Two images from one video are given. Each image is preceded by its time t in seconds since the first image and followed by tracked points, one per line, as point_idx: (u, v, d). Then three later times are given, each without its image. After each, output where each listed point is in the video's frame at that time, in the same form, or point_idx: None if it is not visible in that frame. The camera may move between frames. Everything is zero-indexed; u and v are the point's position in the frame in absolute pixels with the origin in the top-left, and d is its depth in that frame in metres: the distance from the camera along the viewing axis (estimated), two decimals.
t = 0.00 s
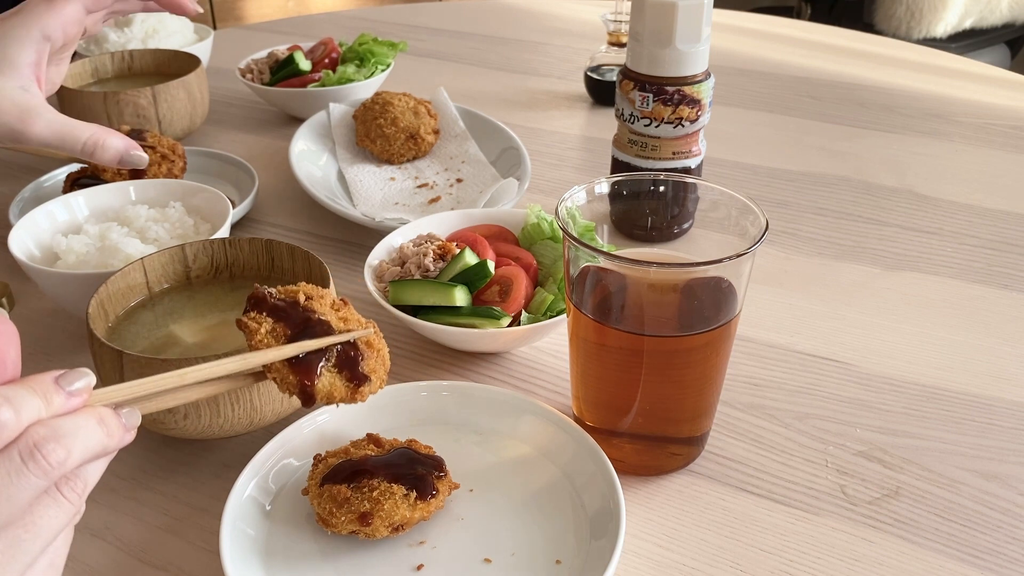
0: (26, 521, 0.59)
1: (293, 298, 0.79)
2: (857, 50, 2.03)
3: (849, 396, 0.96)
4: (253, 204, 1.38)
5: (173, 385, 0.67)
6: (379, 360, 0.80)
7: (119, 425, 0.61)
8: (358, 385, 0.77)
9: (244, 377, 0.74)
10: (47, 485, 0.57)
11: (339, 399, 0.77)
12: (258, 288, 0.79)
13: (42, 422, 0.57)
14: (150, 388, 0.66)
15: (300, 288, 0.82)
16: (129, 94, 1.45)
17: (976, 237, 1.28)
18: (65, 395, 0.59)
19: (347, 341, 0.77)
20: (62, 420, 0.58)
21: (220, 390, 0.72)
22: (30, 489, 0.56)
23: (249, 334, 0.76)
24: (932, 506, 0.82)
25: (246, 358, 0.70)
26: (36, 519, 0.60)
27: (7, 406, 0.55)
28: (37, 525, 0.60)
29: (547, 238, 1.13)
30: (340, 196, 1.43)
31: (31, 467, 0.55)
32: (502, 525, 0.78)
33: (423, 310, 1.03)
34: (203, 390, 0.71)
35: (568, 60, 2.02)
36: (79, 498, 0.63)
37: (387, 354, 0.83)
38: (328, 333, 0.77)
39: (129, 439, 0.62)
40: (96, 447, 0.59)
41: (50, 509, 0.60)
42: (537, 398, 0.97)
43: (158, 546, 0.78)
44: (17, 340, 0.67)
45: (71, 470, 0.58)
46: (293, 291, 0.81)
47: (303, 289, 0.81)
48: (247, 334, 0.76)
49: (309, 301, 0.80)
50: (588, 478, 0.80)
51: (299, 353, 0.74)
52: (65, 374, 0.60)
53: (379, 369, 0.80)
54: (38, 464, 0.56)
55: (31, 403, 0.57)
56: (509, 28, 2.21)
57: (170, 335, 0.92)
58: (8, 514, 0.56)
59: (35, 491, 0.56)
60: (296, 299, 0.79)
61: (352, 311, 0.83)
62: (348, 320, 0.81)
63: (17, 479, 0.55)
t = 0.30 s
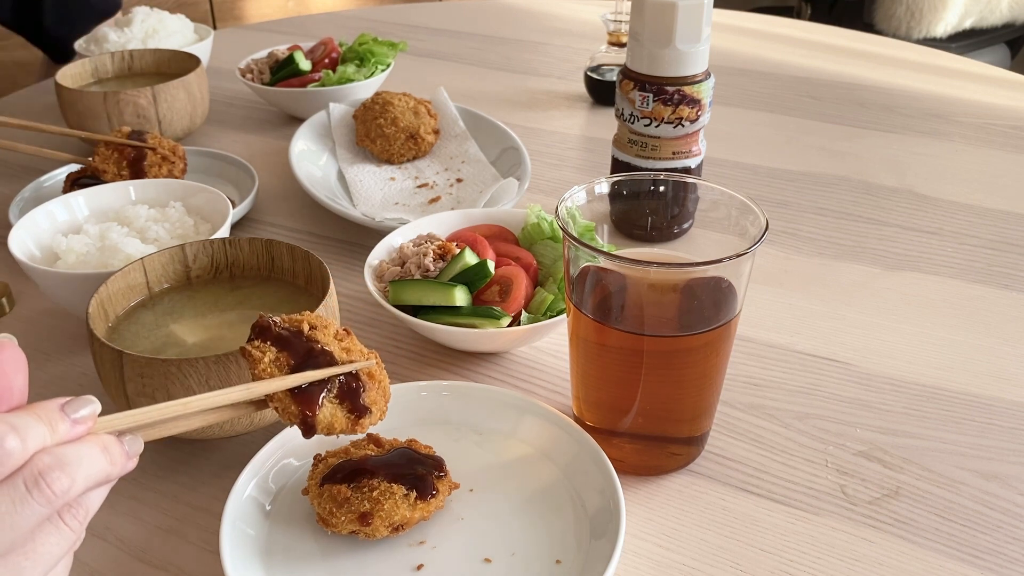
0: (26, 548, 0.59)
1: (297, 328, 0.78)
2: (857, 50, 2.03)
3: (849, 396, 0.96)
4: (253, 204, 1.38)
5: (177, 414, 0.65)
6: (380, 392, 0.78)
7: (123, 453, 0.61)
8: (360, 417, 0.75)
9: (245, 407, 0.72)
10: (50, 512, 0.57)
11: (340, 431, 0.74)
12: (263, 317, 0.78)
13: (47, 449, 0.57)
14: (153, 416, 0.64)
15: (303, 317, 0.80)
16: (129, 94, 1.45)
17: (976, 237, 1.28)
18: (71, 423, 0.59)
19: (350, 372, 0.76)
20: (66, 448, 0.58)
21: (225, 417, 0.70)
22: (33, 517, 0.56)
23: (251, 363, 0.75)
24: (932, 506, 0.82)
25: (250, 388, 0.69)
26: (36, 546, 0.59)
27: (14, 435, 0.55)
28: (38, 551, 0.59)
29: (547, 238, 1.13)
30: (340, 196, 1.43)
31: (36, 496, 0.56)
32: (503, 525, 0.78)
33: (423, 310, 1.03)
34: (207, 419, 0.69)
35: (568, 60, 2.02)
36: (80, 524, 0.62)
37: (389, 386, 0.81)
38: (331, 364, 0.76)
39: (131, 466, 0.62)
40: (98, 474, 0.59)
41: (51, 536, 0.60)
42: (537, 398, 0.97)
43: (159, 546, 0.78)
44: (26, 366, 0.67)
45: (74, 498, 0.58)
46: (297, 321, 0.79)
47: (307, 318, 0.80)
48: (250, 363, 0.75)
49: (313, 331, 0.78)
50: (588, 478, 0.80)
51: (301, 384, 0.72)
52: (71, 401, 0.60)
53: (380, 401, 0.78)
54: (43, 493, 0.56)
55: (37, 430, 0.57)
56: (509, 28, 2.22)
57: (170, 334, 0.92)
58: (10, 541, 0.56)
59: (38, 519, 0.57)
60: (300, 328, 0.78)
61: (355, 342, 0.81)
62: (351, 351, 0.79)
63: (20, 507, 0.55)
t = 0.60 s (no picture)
0: (17, 537, 0.58)
1: (302, 323, 0.78)
2: (857, 50, 2.03)
3: (849, 396, 0.96)
4: (253, 204, 1.38)
5: (175, 406, 0.66)
6: (388, 386, 0.78)
7: (118, 445, 0.61)
8: (365, 409, 0.75)
9: (249, 404, 0.73)
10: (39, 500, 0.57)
11: (346, 424, 0.75)
12: (268, 314, 0.78)
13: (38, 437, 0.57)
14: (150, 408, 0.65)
15: (310, 313, 0.80)
16: (128, 94, 1.45)
17: (976, 237, 1.28)
18: (63, 412, 0.59)
19: (355, 365, 0.75)
20: (56, 436, 0.58)
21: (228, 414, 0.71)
22: (21, 503, 0.56)
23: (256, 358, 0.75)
24: (932, 506, 0.82)
25: (250, 381, 0.69)
26: (28, 536, 0.59)
27: None
28: (29, 541, 0.59)
29: (547, 238, 1.13)
30: (340, 196, 1.43)
31: (21, 481, 0.55)
32: (502, 524, 0.78)
33: (423, 310, 1.03)
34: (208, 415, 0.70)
35: (568, 60, 2.02)
36: (74, 516, 0.62)
37: (398, 378, 0.80)
38: (336, 358, 0.76)
39: (128, 459, 0.62)
40: (90, 463, 0.58)
41: (42, 526, 0.60)
42: (537, 398, 0.97)
43: (158, 546, 0.78)
44: (17, 356, 0.68)
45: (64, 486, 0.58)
46: (302, 317, 0.79)
47: (312, 314, 0.80)
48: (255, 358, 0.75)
49: (318, 327, 0.78)
50: (588, 478, 0.80)
51: (304, 378, 0.72)
52: (65, 391, 0.60)
53: (388, 395, 0.77)
54: (30, 478, 0.55)
55: (26, 417, 0.57)
56: (509, 28, 2.22)
57: (170, 335, 0.92)
58: None
59: (26, 505, 0.56)
60: (305, 324, 0.78)
61: (362, 337, 0.81)
62: (357, 346, 0.79)
63: (6, 492, 0.55)
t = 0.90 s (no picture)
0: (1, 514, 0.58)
1: (302, 305, 0.78)
2: (857, 50, 2.03)
3: (849, 396, 0.96)
4: (253, 203, 1.38)
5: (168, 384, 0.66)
6: (391, 367, 0.78)
7: (108, 423, 0.60)
8: (366, 390, 0.74)
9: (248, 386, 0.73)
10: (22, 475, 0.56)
11: (347, 406, 0.74)
12: (268, 296, 0.79)
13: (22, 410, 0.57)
14: (140, 387, 0.65)
15: (310, 295, 0.81)
16: (128, 95, 1.45)
17: (976, 237, 1.28)
18: (50, 387, 0.59)
19: (356, 345, 0.76)
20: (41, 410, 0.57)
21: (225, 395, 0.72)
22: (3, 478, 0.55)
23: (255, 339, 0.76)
24: (932, 506, 0.82)
25: (248, 359, 0.69)
26: (13, 513, 0.59)
27: None
28: (14, 517, 0.59)
29: (547, 238, 1.13)
30: (340, 196, 1.43)
31: (3, 454, 0.54)
32: (502, 525, 0.78)
33: (423, 310, 1.03)
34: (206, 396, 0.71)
35: (568, 60, 2.02)
36: (61, 494, 0.61)
37: (401, 360, 0.80)
38: (336, 338, 0.76)
39: (118, 438, 0.61)
40: (77, 438, 0.58)
41: (29, 503, 0.59)
42: (537, 398, 0.97)
43: (158, 546, 0.78)
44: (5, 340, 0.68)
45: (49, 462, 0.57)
46: (303, 299, 0.80)
47: (313, 296, 0.80)
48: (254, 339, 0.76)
49: (318, 308, 0.79)
50: (588, 479, 0.80)
51: (303, 356, 0.73)
52: (53, 367, 0.60)
53: (391, 376, 0.77)
54: (12, 452, 0.55)
55: (10, 392, 0.57)
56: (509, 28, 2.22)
57: (170, 335, 0.92)
58: None
59: (8, 480, 0.55)
60: (304, 305, 0.79)
61: (365, 319, 0.81)
62: (359, 327, 0.79)
63: None
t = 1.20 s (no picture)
0: None
1: (299, 347, 0.76)
2: (857, 49, 2.03)
3: (849, 396, 0.96)
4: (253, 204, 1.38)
5: (165, 430, 0.64)
6: (385, 415, 0.76)
7: (101, 468, 0.60)
8: (359, 438, 0.73)
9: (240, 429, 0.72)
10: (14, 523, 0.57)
11: (339, 452, 0.73)
12: (265, 337, 0.77)
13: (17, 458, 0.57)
14: (140, 430, 0.63)
15: (308, 336, 0.79)
16: (128, 95, 1.45)
17: (976, 237, 1.28)
18: (44, 434, 0.59)
19: (351, 393, 0.74)
20: (36, 457, 0.58)
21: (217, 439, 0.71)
22: None
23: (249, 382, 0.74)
24: (932, 506, 0.82)
25: (241, 407, 0.67)
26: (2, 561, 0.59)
27: None
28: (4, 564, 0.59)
29: (547, 238, 1.13)
30: (340, 196, 1.43)
31: None
32: (502, 525, 0.78)
33: (423, 310, 1.03)
34: (198, 439, 0.70)
35: (568, 60, 2.02)
36: (52, 541, 0.62)
37: (395, 406, 0.78)
38: (331, 384, 0.74)
39: (111, 483, 0.61)
40: (70, 486, 0.58)
41: (18, 549, 0.60)
42: (537, 398, 0.97)
43: (158, 547, 0.78)
44: None
45: (41, 510, 0.58)
46: (300, 341, 0.77)
47: (310, 338, 0.78)
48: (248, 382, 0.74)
49: (315, 352, 0.76)
50: (588, 478, 0.80)
51: (298, 404, 0.71)
52: (48, 413, 0.60)
53: (384, 423, 0.76)
54: (4, 501, 0.55)
55: (4, 438, 0.57)
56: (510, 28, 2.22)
57: (170, 334, 0.92)
58: None
59: None
60: (301, 348, 0.76)
61: (360, 363, 0.79)
62: (354, 372, 0.77)
63: None
